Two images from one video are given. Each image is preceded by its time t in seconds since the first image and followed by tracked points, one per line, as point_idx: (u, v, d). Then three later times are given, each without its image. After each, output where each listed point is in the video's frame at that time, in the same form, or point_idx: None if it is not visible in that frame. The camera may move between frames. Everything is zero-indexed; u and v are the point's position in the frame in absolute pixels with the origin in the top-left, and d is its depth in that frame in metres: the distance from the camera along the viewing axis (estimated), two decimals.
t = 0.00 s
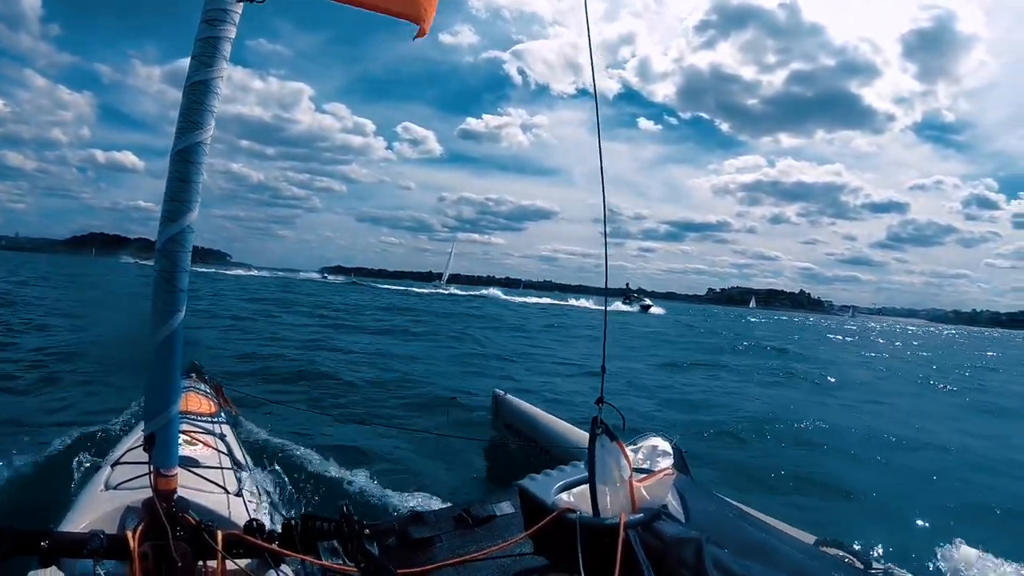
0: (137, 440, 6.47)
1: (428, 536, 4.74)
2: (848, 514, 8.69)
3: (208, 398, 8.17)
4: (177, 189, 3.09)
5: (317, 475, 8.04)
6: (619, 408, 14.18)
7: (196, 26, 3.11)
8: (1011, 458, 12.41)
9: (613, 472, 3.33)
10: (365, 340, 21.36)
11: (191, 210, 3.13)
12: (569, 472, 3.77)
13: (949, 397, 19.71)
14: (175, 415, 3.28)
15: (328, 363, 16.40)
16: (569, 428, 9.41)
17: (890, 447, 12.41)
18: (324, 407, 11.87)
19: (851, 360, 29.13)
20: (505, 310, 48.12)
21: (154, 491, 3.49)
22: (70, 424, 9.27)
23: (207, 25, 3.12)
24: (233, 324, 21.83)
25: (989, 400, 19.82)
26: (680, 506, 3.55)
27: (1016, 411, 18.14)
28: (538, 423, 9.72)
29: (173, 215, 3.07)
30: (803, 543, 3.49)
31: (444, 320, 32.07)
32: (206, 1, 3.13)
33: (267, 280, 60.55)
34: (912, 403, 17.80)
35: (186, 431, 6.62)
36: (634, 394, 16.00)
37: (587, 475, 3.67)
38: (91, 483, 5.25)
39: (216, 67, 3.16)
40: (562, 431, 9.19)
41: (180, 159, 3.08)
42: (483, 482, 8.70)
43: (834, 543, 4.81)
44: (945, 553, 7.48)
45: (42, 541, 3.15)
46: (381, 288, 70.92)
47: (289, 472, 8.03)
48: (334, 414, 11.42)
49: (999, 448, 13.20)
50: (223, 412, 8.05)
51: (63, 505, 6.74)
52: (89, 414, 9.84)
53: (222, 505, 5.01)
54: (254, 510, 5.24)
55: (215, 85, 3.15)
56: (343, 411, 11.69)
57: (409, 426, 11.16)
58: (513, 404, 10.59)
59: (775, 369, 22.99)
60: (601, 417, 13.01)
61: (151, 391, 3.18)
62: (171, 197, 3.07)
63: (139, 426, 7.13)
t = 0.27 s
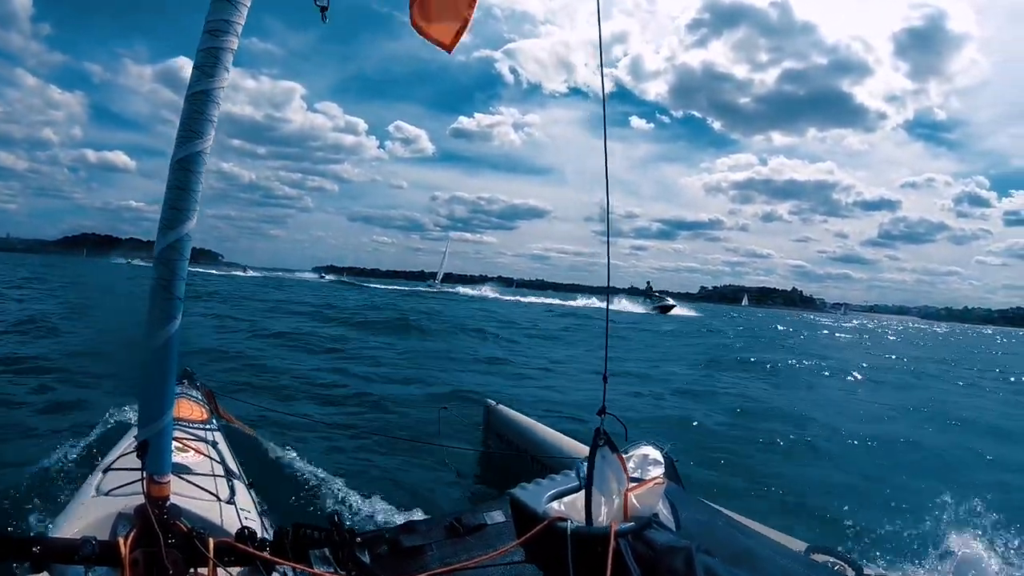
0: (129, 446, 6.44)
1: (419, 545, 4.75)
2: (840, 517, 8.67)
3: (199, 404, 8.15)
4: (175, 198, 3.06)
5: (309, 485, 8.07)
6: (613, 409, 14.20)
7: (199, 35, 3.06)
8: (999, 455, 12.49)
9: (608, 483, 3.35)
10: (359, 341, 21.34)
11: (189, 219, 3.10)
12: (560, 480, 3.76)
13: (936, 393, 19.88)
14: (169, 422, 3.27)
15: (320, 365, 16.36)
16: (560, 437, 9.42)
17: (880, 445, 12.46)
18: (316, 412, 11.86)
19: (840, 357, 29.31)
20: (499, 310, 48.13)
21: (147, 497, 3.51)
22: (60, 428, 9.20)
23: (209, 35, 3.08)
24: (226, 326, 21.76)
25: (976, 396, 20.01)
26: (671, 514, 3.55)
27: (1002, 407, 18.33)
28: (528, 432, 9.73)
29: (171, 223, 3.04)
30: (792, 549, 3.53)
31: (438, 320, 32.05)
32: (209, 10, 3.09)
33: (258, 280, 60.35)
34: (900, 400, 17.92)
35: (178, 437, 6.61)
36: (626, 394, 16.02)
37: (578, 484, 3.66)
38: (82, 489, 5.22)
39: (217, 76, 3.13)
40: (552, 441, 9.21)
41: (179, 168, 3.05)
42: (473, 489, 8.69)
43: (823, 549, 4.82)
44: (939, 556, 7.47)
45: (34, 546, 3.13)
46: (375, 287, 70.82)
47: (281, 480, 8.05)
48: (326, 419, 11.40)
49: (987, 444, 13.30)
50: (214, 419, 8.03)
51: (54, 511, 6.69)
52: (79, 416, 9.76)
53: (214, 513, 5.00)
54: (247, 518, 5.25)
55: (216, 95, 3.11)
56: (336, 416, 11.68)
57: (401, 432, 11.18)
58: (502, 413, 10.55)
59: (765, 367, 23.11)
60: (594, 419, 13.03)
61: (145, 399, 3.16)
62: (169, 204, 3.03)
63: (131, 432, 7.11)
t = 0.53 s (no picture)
0: (125, 454, 6.43)
1: (417, 546, 4.74)
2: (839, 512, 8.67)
3: (194, 412, 8.13)
4: (168, 206, 3.05)
5: (305, 487, 8.06)
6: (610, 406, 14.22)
7: (191, 43, 3.06)
8: (995, 451, 12.54)
9: (610, 477, 3.30)
10: (356, 340, 21.33)
11: (183, 226, 3.09)
12: (555, 476, 3.74)
13: (930, 389, 19.98)
14: (164, 430, 3.25)
15: (315, 364, 16.31)
16: (560, 427, 9.39)
17: (877, 441, 12.50)
18: (314, 410, 11.84)
19: (835, 354, 29.42)
20: (497, 308, 48.11)
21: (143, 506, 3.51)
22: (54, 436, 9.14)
23: (201, 43, 3.08)
24: (223, 326, 21.72)
25: (970, 393, 20.11)
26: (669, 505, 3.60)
27: (995, 403, 18.43)
28: (529, 422, 9.68)
29: (164, 231, 3.03)
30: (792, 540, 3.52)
31: (435, 319, 32.03)
32: (201, 18, 3.09)
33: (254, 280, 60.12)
34: (895, 397, 18.00)
35: (173, 445, 6.60)
36: (621, 391, 16.03)
37: (574, 479, 3.65)
38: (78, 497, 5.21)
39: (210, 84, 3.13)
40: (552, 432, 9.18)
41: (171, 176, 3.04)
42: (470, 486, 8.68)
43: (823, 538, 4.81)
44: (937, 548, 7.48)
45: (31, 557, 3.13)
46: (372, 286, 70.78)
47: (277, 484, 8.03)
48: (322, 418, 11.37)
49: (981, 441, 13.37)
50: (209, 427, 8.01)
51: (50, 522, 6.67)
52: (73, 422, 9.70)
53: (210, 520, 4.99)
54: (244, 525, 5.25)
55: (208, 103, 3.11)
56: (333, 415, 11.66)
57: (399, 429, 11.15)
58: (501, 402, 10.57)
59: (762, 364, 23.15)
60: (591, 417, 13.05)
61: (140, 408, 3.15)
62: (162, 212, 3.02)
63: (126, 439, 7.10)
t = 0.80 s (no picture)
0: (123, 451, 6.42)
1: (416, 541, 4.76)
2: (841, 512, 8.68)
3: (191, 409, 8.12)
4: (160, 201, 3.04)
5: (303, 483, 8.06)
6: (607, 404, 14.23)
7: (180, 36, 3.06)
8: (993, 450, 12.56)
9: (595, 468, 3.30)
10: (353, 339, 21.33)
11: (175, 221, 3.07)
12: (554, 469, 3.74)
13: (928, 389, 20.02)
14: (160, 427, 3.23)
15: (313, 362, 16.29)
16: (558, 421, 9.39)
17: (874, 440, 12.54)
18: (311, 408, 11.84)
19: (832, 354, 29.48)
20: (494, 307, 48.16)
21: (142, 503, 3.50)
22: (50, 435, 9.09)
23: (190, 36, 3.07)
24: (220, 324, 21.70)
25: (967, 392, 20.16)
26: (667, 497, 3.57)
27: (992, 403, 18.48)
28: (527, 416, 9.69)
29: (157, 226, 3.02)
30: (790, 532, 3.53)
31: (433, 318, 32.03)
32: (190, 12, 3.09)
33: (251, 279, 60.04)
34: (892, 396, 18.03)
35: (170, 442, 6.59)
36: (619, 389, 16.04)
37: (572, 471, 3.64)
38: (76, 496, 5.20)
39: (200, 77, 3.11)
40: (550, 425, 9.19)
41: (163, 170, 3.03)
42: (469, 481, 8.68)
43: (820, 531, 4.82)
44: (940, 546, 7.49)
45: (30, 556, 3.09)
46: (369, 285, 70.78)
47: (276, 481, 8.03)
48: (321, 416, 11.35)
49: (978, 440, 13.41)
50: (207, 423, 8.00)
51: (49, 521, 6.65)
52: (70, 422, 9.65)
53: (209, 517, 4.98)
54: (242, 521, 5.24)
55: (199, 96, 3.10)
56: (331, 412, 11.67)
57: (397, 426, 11.16)
58: (498, 397, 10.56)
59: (758, 363, 23.22)
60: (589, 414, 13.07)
61: (137, 404, 3.13)
62: (155, 207, 3.01)
63: (123, 438, 7.10)
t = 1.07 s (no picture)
0: (123, 449, 6.42)
1: (416, 537, 4.75)
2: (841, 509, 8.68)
3: (191, 407, 8.11)
4: (160, 199, 3.03)
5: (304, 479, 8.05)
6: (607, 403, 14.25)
7: (180, 35, 3.05)
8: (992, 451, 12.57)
9: (599, 466, 3.30)
10: (353, 338, 21.36)
11: (175, 219, 3.06)
12: (554, 466, 3.75)
13: (927, 390, 20.02)
14: (161, 425, 3.22)
15: (314, 360, 16.31)
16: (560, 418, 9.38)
17: (873, 440, 12.57)
18: (312, 405, 11.85)
19: (831, 355, 29.49)
20: (493, 307, 48.21)
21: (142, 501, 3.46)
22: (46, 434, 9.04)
23: (190, 34, 3.06)
24: (220, 323, 21.72)
25: (966, 394, 20.17)
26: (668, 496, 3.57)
27: (991, 404, 18.50)
28: (531, 414, 9.69)
29: (156, 225, 3.01)
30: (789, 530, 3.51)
31: (433, 317, 32.06)
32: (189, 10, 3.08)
33: (250, 279, 59.96)
34: (892, 397, 18.03)
35: (171, 439, 6.59)
36: (618, 388, 16.02)
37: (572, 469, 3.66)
38: (77, 494, 5.21)
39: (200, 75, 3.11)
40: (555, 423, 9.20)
41: (164, 168, 3.02)
42: (469, 478, 8.67)
43: (818, 526, 4.78)
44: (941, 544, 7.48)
45: (31, 555, 3.08)
46: (368, 285, 70.86)
47: (276, 477, 8.02)
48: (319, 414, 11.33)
49: (978, 441, 13.43)
50: (208, 420, 8.00)
51: (49, 520, 6.64)
52: (66, 421, 9.61)
53: (210, 515, 4.98)
54: (243, 519, 5.23)
55: (199, 94, 3.10)
56: (331, 409, 11.69)
57: (397, 423, 11.18)
58: (501, 393, 10.57)
59: (758, 363, 23.23)
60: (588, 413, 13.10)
61: (137, 401, 3.11)
62: (154, 205, 3.01)
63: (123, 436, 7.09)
